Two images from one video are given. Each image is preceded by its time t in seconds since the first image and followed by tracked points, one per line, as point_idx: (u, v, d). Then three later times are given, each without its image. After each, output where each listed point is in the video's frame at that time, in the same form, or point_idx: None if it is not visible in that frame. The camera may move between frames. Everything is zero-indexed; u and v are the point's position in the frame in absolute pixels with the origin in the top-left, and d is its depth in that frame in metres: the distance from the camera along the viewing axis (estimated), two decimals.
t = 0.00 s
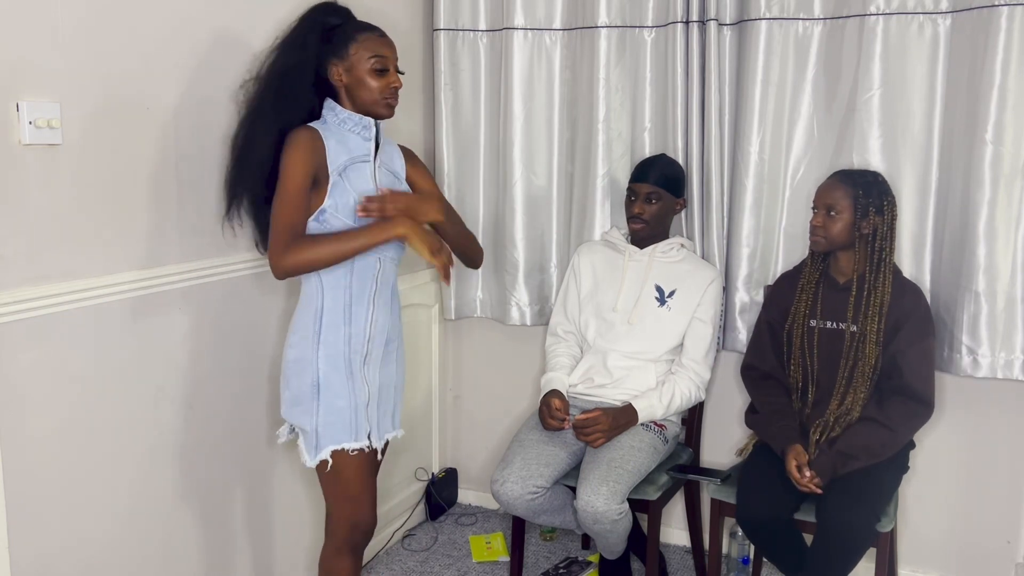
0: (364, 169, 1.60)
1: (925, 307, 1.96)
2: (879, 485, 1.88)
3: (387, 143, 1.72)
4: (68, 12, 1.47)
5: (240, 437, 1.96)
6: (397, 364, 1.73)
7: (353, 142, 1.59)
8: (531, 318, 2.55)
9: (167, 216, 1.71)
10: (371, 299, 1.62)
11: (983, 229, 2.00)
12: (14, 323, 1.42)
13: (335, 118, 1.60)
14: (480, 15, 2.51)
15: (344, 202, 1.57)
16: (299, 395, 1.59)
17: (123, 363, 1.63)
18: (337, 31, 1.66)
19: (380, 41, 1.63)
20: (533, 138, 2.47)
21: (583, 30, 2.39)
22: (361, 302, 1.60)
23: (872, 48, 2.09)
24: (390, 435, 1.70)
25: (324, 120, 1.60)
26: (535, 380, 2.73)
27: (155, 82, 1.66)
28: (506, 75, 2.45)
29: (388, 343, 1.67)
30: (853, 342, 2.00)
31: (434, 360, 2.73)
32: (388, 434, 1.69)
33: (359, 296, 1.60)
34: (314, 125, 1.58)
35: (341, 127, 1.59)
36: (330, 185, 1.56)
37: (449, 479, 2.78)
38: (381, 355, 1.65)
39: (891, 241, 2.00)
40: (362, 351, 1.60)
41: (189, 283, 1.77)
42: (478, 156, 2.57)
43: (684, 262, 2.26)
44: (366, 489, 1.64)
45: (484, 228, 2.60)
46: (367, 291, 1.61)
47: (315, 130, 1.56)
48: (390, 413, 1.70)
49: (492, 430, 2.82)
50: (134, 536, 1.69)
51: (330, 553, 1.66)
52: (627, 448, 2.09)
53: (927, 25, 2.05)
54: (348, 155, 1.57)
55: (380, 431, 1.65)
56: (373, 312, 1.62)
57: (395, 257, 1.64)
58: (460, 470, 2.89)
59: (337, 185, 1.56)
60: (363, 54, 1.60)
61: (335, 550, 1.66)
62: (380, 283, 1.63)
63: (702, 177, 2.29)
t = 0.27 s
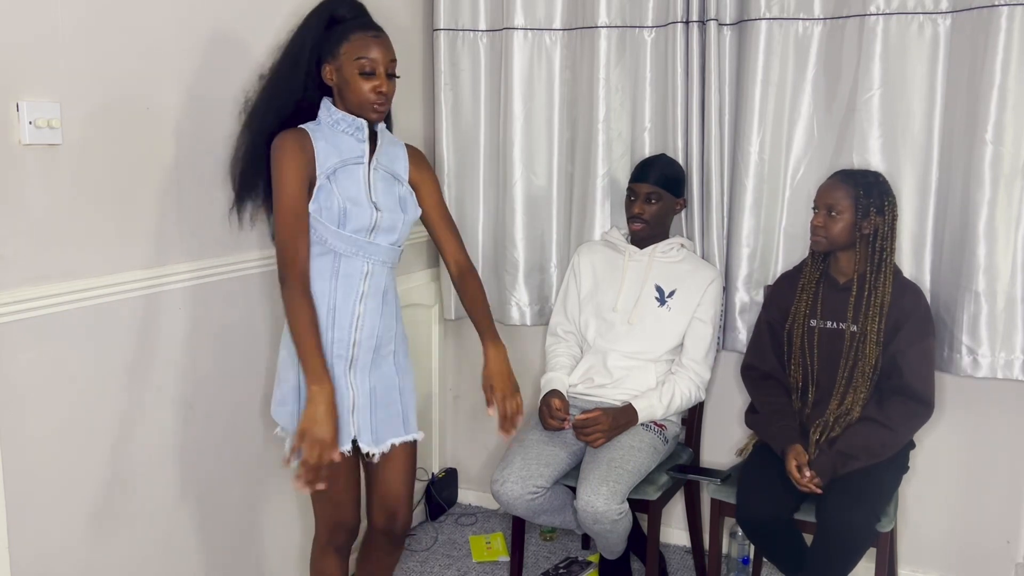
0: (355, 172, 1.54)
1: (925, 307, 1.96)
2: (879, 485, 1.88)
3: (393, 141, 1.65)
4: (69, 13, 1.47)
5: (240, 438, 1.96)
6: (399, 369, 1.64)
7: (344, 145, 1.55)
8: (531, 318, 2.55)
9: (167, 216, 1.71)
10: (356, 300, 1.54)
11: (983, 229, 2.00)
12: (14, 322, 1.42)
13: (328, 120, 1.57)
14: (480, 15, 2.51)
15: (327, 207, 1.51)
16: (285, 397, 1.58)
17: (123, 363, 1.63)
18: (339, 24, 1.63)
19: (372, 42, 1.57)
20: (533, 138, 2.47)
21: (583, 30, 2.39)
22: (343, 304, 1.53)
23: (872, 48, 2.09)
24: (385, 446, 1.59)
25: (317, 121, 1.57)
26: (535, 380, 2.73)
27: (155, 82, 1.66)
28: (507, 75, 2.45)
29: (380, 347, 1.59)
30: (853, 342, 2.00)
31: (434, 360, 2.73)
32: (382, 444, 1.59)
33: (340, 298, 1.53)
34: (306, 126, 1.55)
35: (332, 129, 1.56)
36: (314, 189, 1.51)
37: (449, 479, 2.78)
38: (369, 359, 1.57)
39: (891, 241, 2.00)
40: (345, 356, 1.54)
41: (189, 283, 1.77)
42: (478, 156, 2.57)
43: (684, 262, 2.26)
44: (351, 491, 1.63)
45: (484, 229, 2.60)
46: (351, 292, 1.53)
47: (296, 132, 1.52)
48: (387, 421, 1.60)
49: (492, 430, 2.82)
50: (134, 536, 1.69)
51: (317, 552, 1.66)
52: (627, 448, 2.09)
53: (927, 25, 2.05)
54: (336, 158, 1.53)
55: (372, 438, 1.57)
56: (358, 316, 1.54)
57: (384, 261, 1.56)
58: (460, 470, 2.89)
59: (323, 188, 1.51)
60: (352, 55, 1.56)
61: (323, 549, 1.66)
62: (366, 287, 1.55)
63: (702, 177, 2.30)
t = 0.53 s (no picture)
0: (361, 174, 1.50)
1: (925, 308, 1.96)
2: (879, 485, 1.88)
3: (417, 139, 1.57)
4: (69, 13, 1.47)
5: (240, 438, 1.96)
6: (411, 375, 1.59)
7: (352, 147, 1.50)
8: (531, 318, 2.55)
9: (167, 216, 1.71)
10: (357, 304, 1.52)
11: (983, 230, 2.00)
12: (14, 323, 1.42)
13: (341, 121, 1.53)
14: (480, 15, 2.51)
15: (326, 207, 1.48)
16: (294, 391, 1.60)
17: (123, 363, 1.63)
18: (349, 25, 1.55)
19: (368, 55, 1.48)
20: (533, 138, 2.47)
21: (583, 30, 2.39)
22: (343, 308, 1.52)
23: (872, 48, 2.09)
24: (385, 451, 1.57)
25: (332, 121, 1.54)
26: (535, 380, 2.73)
27: (156, 82, 1.66)
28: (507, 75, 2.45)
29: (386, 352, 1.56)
30: (853, 342, 2.00)
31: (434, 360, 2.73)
32: (382, 449, 1.56)
33: (340, 298, 1.52)
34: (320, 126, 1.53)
35: (343, 130, 1.52)
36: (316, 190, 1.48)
37: (449, 479, 2.76)
38: (372, 362, 1.54)
39: (891, 241, 2.00)
40: (342, 357, 1.53)
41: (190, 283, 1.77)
42: (477, 155, 2.57)
43: (684, 262, 2.26)
44: (356, 488, 1.61)
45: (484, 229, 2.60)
46: (351, 296, 1.51)
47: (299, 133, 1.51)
48: (391, 427, 1.57)
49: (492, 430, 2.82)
50: (134, 537, 1.69)
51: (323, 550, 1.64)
52: (627, 448, 2.09)
53: (927, 25, 2.05)
54: (341, 161, 1.49)
55: (366, 443, 1.55)
56: (358, 319, 1.52)
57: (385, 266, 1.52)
58: (460, 470, 2.89)
59: (325, 190, 1.48)
60: (350, 65, 1.50)
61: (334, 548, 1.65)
62: (369, 289, 1.52)
63: (702, 177, 2.30)
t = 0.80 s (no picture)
0: (362, 174, 1.49)
1: (925, 308, 1.96)
2: (879, 485, 1.88)
3: (430, 140, 1.52)
4: (69, 12, 1.47)
5: (240, 438, 1.96)
6: (407, 384, 1.53)
7: (359, 148, 1.51)
8: (531, 318, 2.55)
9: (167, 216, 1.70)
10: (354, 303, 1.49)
11: (983, 230, 2.00)
12: (14, 323, 1.42)
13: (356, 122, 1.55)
14: (480, 15, 2.50)
15: (326, 205, 1.51)
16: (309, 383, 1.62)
17: (123, 363, 1.63)
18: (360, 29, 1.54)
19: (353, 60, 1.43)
20: (533, 138, 2.47)
21: (583, 30, 2.39)
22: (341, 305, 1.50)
23: (873, 48, 2.09)
24: (370, 455, 1.53)
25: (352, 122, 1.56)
26: (535, 380, 2.73)
27: (156, 82, 1.65)
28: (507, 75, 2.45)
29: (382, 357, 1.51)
30: (853, 342, 2.00)
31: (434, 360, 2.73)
32: (368, 453, 1.53)
33: (338, 298, 1.51)
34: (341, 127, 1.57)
35: (356, 130, 1.54)
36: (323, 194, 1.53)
37: (449, 479, 2.77)
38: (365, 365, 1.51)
39: (891, 241, 2.00)
40: (336, 356, 1.52)
41: (190, 283, 1.77)
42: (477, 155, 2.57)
43: (684, 262, 2.26)
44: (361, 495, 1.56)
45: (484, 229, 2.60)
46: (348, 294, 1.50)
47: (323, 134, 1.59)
48: (379, 432, 1.53)
49: (491, 430, 2.82)
50: (134, 537, 1.69)
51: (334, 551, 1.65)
52: (627, 448, 2.09)
53: (927, 25, 2.05)
54: (347, 160, 1.51)
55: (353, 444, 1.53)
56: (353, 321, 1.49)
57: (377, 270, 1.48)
58: (460, 470, 2.88)
59: (330, 189, 1.51)
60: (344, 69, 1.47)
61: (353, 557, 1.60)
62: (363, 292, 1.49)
63: (702, 177, 2.30)
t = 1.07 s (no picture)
0: (352, 177, 1.48)
1: (925, 307, 1.96)
2: (879, 485, 1.88)
3: (412, 142, 1.44)
4: (69, 13, 1.47)
5: (240, 438, 1.96)
6: (381, 388, 1.46)
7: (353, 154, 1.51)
8: (531, 318, 2.55)
9: (167, 216, 1.70)
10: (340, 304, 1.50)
11: (983, 230, 2.00)
12: (14, 323, 1.42)
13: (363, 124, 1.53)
14: (480, 15, 2.50)
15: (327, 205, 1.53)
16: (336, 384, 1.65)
17: (124, 363, 1.63)
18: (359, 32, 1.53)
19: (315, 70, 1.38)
20: (533, 138, 2.47)
21: (583, 30, 2.39)
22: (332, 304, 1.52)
23: (873, 48, 2.09)
24: (343, 457, 1.49)
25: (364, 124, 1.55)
26: (535, 380, 2.73)
27: (156, 82, 1.65)
28: (507, 75, 2.45)
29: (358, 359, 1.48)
30: (853, 342, 2.00)
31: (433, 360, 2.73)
32: (342, 454, 1.49)
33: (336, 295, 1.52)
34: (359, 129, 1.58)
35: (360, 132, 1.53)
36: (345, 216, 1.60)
37: (448, 479, 2.76)
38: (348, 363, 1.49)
39: (891, 241, 2.00)
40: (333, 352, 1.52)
41: (190, 283, 1.77)
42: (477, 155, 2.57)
43: (684, 262, 2.26)
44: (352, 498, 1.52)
45: (484, 229, 2.61)
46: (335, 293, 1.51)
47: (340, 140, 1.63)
48: (350, 434, 1.48)
49: (492, 430, 2.82)
50: (134, 538, 1.69)
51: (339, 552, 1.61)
52: (627, 448, 2.09)
53: (927, 25, 2.05)
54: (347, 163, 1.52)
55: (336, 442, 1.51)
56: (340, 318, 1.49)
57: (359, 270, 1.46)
58: (460, 470, 2.88)
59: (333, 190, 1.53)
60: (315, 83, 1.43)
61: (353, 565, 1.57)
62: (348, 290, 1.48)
63: (702, 177, 2.30)
